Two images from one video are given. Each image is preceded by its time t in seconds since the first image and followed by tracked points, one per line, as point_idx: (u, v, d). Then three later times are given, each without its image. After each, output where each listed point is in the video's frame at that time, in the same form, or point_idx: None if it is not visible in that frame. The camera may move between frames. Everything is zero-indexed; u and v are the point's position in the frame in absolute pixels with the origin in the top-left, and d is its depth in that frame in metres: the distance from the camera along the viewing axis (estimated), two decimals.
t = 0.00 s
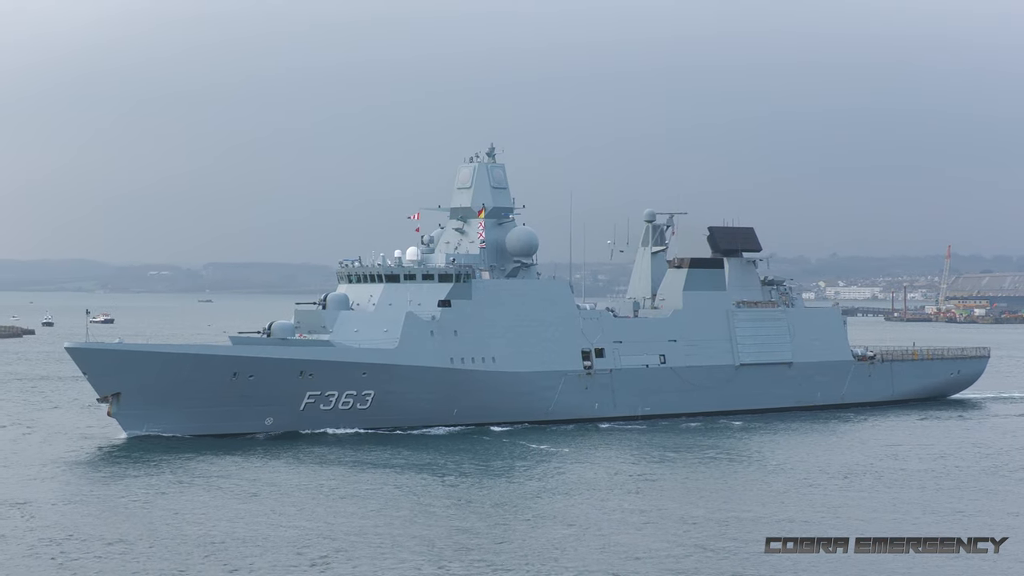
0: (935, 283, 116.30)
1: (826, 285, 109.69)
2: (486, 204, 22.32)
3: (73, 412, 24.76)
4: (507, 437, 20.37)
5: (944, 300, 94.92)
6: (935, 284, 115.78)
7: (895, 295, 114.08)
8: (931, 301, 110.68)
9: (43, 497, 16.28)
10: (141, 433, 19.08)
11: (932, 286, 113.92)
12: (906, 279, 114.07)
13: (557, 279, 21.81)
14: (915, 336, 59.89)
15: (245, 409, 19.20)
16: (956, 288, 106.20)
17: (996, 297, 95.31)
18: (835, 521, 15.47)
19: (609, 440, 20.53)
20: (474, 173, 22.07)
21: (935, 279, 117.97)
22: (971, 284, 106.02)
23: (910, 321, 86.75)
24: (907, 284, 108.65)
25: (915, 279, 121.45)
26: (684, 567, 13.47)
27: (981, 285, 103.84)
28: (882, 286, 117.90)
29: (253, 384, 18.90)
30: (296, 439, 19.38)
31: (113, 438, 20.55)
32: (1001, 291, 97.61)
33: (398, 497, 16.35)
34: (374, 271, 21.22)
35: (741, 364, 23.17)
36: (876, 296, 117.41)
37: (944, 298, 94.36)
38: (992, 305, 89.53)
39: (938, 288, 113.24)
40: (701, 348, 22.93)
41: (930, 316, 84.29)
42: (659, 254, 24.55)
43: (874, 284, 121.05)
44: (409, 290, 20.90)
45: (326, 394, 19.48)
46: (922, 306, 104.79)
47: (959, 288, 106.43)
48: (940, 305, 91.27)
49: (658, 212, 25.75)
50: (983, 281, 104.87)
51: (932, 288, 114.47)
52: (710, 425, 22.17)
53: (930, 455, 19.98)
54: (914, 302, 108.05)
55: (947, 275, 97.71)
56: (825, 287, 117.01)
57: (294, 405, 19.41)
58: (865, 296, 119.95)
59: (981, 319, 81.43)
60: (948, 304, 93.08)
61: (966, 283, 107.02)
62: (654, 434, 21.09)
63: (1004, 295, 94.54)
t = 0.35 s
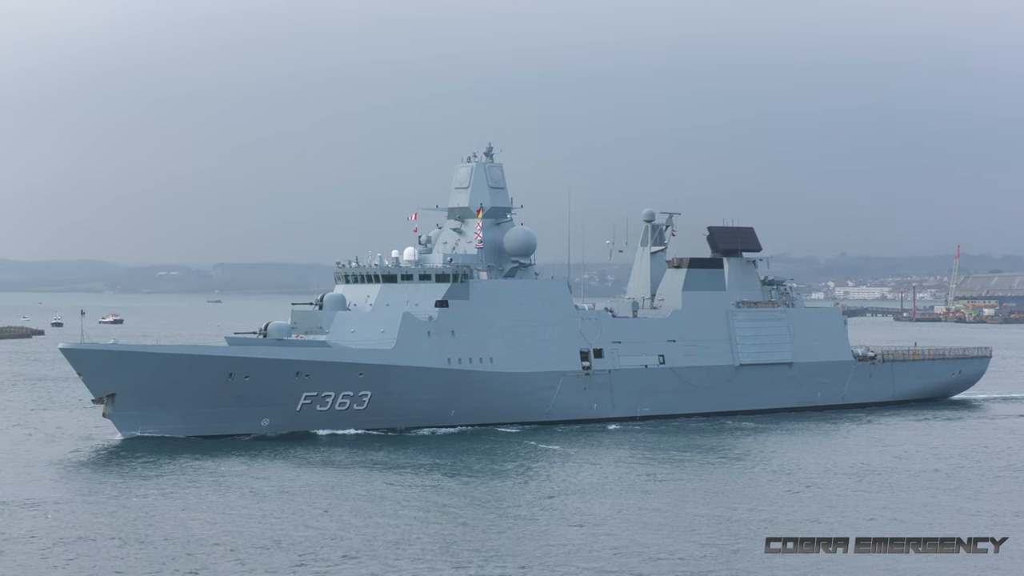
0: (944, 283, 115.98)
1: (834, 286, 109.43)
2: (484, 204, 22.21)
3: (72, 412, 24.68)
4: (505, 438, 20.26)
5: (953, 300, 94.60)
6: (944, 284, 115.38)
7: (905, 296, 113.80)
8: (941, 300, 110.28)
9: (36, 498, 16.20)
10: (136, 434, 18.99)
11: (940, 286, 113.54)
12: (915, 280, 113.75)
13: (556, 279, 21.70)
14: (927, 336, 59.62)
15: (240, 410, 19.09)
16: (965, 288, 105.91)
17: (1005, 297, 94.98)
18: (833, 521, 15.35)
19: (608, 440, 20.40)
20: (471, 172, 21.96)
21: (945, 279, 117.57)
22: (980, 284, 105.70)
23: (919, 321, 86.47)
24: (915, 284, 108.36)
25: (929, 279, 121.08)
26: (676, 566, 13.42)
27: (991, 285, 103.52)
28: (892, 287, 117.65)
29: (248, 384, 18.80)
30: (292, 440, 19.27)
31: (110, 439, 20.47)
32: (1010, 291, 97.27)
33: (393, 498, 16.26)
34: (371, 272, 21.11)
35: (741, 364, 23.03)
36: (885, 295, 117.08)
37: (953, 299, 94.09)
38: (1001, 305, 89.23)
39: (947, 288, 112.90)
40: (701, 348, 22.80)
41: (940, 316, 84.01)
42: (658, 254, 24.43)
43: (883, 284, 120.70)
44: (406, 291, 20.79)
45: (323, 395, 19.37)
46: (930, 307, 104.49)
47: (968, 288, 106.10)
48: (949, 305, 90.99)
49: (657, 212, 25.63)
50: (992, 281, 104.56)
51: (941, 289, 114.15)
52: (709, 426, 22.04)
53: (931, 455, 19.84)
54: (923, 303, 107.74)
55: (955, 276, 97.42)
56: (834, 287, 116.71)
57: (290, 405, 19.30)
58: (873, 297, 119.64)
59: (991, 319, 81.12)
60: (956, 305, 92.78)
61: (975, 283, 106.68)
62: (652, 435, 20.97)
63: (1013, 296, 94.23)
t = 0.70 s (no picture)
0: (954, 284, 115.67)
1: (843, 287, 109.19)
2: (481, 204, 22.07)
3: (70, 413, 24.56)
4: (502, 439, 20.12)
5: (963, 301, 94.30)
6: (954, 284, 115.08)
7: (914, 296, 113.52)
8: (953, 301, 109.96)
9: (30, 498, 16.10)
10: (130, 435, 18.88)
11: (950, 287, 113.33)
12: (925, 281, 113.49)
13: (554, 279, 21.56)
14: (938, 335, 59.35)
15: (235, 410, 18.97)
16: (974, 288, 105.68)
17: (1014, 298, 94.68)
18: (833, 521, 15.23)
19: (606, 440, 20.26)
20: (469, 172, 21.82)
21: (954, 279, 117.22)
22: (990, 284, 105.39)
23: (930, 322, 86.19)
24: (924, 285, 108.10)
25: (937, 280, 120.85)
26: (671, 565, 13.29)
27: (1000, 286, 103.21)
28: (901, 288, 117.44)
29: (243, 385, 18.66)
30: (288, 441, 19.13)
31: (106, 439, 20.35)
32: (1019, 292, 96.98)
33: (389, 498, 16.14)
34: (368, 271, 20.97)
35: (740, 365, 22.87)
36: (894, 296, 116.78)
37: (964, 299, 93.87)
38: (1011, 306, 88.93)
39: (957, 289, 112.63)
40: (700, 348, 22.65)
41: (950, 316, 83.78)
42: (658, 254, 24.28)
43: (891, 285, 120.41)
44: (403, 291, 20.65)
45: (318, 396, 19.23)
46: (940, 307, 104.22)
47: (978, 288, 105.85)
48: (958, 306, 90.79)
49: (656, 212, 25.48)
50: (1002, 282, 104.29)
51: (951, 290, 113.88)
52: (708, 426, 21.89)
53: (932, 455, 19.70)
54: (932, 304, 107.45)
55: (965, 277, 97.11)
56: (842, 287, 116.44)
57: (285, 406, 19.16)
58: (880, 297, 119.36)
59: (999, 319, 80.84)
60: (965, 305, 92.49)
61: (985, 284, 106.37)
62: (651, 435, 20.82)
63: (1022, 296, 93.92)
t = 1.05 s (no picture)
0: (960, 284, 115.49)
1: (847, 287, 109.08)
2: (475, 204, 21.98)
3: (63, 412, 24.48)
4: (497, 439, 20.03)
5: (968, 302, 94.18)
6: (960, 285, 114.95)
7: (920, 297, 113.34)
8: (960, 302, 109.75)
9: (22, 497, 16.04)
10: (122, 435, 18.79)
11: (956, 287, 113.15)
12: (931, 281, 113.34)
13: (549, 279, 21.47)
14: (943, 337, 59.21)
15: (227, 410, 18.88)
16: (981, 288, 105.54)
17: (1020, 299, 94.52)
18: (829, 521, 15.16)
19: (601, 441, 20.17)
20: (463, 172, 21.73)
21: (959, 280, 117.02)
22: (995, 284, 105.20)
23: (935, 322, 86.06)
24: (931, 285, 107.96)
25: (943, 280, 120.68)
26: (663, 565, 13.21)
27: (1005, 287, 103.03)
28: (907, 288, 117.34)
29: (235, 385, 18.57)
30: (280, 441, 19.05)
31: (98, 438, 20.26)
32: None
33: (381, 498, 16.06)
34: (361, 271, 20.89)
35: (736, 365, 22.77)
36: (899, 296, 116.69)
37: (970, 300, 93.75)
38: (1016, 307, 88.78)
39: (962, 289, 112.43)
40: (696, 349, 22.55)
41: (956, 317, 83.65)
42: (653, 254, 24.20)
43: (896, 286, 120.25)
44: (397, 290, 20.55)
45: (311, 396, 19.14)
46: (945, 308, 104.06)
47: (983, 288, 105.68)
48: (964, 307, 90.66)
49: (652, 212, 25.40)
50: (1007, 283, 104.10)
51: (956, 291, 113.70)
52: (704, 427, 21.80)
53: (930, 456, 19.63)
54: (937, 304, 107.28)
55: (971, 277, 96.95)
56: (847, 288, 116.26)
57: (278, 406, 19.08)
58: (884, 299, 119.21)
59: (1005, 320, 80.70)
60: (970, 306, 92.33)
61: (992, 284, 106.23)
62: (646, 436, 20.74)
63: None
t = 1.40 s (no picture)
0: (966, 284, 115.23)
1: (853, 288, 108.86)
2: (470, 202, 21.87)
3: (57, 409, 24.38)
4: (490, 438, 19.91)
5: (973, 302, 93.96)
6: (966, 285, 114.72)
7: (926, 297, 113.09)
8: (966, 302, 109.45)
9: (13, 496, 15.94)
10: (112, 433, 18.68)
11: (962, 287, 112.86)
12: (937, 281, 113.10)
13: (543, 278, 21.34)
14: (949, 336, 58.95)
15: (219, 409, 18.77)
16: (987, 289, 105.28)
17: None
18: (827, 521, 15.04)
19: (596, 440, 20.05)
20: (457, 170, 21.62)
21: (965, 280, 116.74)
22: (1002, 284, 104.93)
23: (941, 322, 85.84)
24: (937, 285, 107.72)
25: (948, 280, 120.43)
26: (655, 566, 13.04)
27: (1012, 287, 102.78)
28: (913, 288, 117.07)
29: (227, 383, 18.46)
30: (272, 441, 18.93)
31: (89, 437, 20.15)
32: None
33: (372, 498, 15.90)
34: (355, 269, 20.78)
35: (732, 365, 22.65)
36: (905, 296, 116.50)
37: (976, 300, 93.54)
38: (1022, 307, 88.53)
39: (969, 289, 112.16)
40: (691, 348, 22.43)
41: (962, 317, 83.42)
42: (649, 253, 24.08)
43: (900, 287, 119.99)
44: (390, 289, 20.45)
45: (303, 395, 19.03)
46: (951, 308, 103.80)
47: (989, 289, 105.42)
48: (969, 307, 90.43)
49: (648, 211, 25.27)
50: (1014, 283, 103.83)
51: (962, 291, 113.41)
52: (700, 427, 21.67)
53: (929, 456, 19.51)
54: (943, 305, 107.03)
55: (977, 277, 96.74)
56: (851, 287, 116.04)
57: (270, 404, 18.96)
58: (888, 299, 118.97)
59: (1012, 320, 80.46)
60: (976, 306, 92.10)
61: (998, 284, 105.96)
62: (641, 435, 20.61)
63: None
